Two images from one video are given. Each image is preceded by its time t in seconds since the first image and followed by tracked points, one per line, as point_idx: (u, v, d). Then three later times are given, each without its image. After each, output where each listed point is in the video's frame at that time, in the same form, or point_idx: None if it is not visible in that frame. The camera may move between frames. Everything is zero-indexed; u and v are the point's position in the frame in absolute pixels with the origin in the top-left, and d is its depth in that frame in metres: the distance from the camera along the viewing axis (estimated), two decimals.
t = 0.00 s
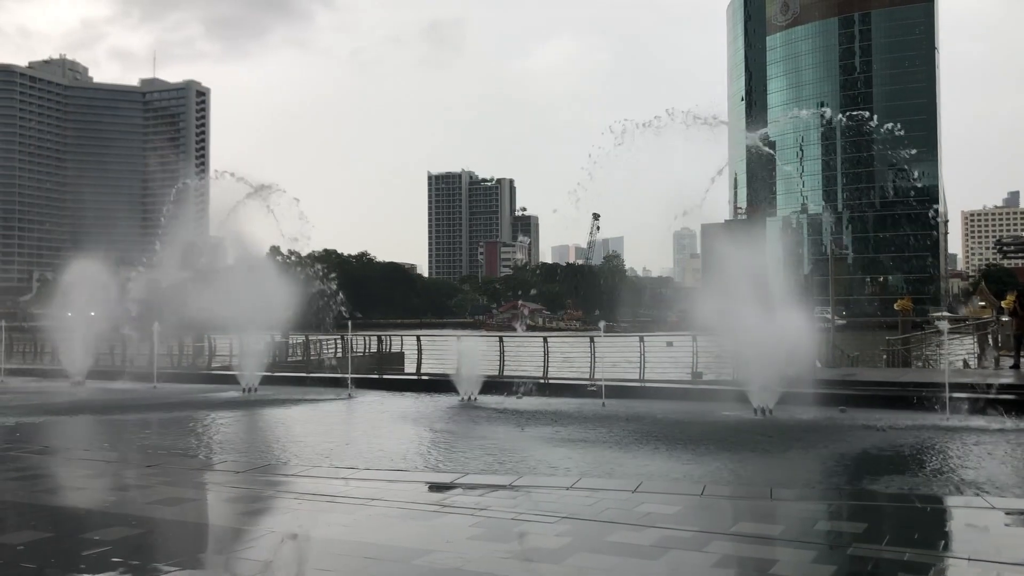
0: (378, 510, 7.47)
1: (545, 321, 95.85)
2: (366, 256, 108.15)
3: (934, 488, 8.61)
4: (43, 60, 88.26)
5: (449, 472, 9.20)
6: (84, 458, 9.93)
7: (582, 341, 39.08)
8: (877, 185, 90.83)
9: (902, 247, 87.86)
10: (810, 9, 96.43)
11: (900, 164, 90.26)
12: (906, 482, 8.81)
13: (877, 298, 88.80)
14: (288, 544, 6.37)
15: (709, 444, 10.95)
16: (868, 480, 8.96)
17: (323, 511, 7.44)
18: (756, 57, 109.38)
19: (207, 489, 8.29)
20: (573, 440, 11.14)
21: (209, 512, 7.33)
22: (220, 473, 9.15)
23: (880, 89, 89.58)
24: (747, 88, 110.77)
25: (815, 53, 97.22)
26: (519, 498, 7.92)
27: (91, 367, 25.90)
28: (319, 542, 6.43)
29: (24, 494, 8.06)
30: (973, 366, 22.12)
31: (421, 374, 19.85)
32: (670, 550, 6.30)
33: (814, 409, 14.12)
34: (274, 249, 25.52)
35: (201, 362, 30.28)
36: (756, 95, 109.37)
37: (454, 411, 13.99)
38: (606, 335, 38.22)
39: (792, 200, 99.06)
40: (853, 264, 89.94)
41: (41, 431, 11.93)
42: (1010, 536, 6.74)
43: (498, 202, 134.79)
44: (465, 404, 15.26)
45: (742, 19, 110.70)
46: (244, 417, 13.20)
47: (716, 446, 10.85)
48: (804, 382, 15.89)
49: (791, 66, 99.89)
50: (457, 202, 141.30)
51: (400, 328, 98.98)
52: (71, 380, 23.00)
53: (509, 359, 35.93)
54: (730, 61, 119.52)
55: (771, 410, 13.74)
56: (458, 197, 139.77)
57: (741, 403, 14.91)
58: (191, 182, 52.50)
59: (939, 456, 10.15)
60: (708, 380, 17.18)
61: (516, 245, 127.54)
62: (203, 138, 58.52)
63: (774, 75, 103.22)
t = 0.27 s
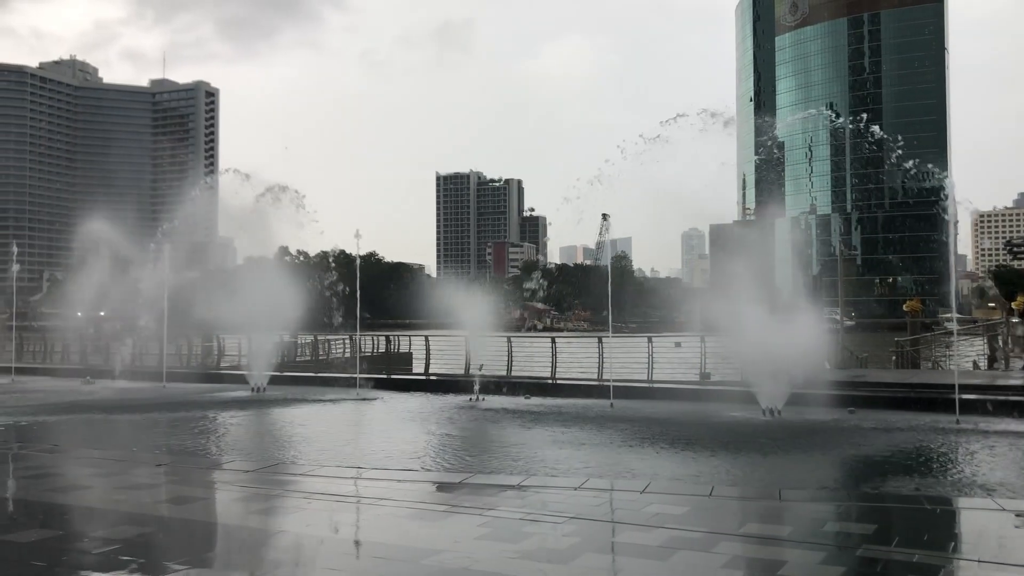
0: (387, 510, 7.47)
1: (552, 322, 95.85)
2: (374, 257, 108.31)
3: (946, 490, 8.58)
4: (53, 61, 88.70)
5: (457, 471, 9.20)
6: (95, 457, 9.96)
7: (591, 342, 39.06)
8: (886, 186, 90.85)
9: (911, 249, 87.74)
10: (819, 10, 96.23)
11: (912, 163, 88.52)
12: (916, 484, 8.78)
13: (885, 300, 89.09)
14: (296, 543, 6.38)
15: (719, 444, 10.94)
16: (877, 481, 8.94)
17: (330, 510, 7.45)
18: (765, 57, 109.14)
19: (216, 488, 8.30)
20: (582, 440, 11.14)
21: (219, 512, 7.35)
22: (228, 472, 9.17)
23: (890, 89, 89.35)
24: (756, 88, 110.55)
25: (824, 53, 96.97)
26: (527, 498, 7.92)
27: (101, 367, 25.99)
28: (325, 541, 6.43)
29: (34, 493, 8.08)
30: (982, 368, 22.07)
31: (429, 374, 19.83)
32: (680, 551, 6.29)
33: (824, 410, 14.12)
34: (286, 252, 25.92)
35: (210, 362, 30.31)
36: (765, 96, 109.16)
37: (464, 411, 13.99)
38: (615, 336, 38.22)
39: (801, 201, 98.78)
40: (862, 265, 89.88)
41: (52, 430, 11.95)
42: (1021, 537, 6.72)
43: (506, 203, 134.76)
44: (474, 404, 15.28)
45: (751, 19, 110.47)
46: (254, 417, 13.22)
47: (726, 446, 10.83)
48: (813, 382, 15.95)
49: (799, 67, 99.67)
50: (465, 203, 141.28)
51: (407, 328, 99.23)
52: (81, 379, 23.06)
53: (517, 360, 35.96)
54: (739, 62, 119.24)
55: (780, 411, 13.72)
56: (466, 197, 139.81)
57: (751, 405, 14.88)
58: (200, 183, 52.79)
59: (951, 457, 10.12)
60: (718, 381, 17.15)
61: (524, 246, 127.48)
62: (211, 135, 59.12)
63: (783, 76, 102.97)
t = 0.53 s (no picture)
0: (397, 509, 7.45)
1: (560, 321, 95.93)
2: (382, 256, 108.37)
3: (956, 489, 8.55)
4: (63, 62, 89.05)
5: (466, 471, 9.20)
6: (104, 456, 9.98)
7: (599, 342, 39.04)
8: (895, 183, 90.68)
9: (920, 247, 87.44)
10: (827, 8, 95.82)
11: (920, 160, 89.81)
12: (926, 483, 8.76)
13: (895, 298, 88.33)
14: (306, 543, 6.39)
15: (728, 445, 10.89)
16: (889, 480, 8.91)
17: (341, 510, 7.45)
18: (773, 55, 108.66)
19: (224, 488, 8.30)
20: (592, 440, 11.09)
21: (228, 511, 7.36)
22: (236, 472, 9.17)
23: (899, 87, 88.96)
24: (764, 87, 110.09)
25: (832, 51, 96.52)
26: (536, 498, 7.91)
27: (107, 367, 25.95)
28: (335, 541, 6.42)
29: (47, 491, 8.11)
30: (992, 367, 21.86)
31: (436, 374, 19.78)
32: (690, 550, 6.29)
33: (834, 410, 14.03)
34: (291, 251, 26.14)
35: (217, 362, 30.31)
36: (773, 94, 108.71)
37: (473, 411, 13.97)
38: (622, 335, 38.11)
39: (809, 199, 98.33)
40: (871, 263, 89.31)
41: (61, 430, 11.97)
42: None
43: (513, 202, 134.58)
44: (482, 403, 15.22)
45: (759, 17, 110.04)
46: (260, 417, 13.19)
47: (736, 446, 10.78)
48: (823, 383, 15.77)
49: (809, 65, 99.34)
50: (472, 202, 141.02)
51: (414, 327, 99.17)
52: (89, 378, 23.11)
53: (524, 360, 35.93)
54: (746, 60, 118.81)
55: (787, 410, 13.64)
56: (473, 197, 139.60)
57: (759, 404, 14.79)
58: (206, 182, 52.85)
59: (962, 457, 10.07)
60: (725, 380, 17.06)
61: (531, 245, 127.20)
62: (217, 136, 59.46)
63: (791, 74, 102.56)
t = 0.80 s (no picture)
0: (407, 507, 7.47)
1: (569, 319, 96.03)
2: (391, 254, 108.65)
3: (968, 487, 8.52)
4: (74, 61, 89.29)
5: (475, 469, 9.21)
6: (116, 454, 10.04)
7: (608, 341, 39.05)
8: (905, 180, 89.12)
9: (930, 244, 86.92)
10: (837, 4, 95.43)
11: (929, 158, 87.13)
12: (938, 481, 8.73)
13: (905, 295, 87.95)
14: (315, 540, 6.41)
15: (740, 442, 10.88)
16: (900, 478, 8.89)
17: (352, 507, 7.48)
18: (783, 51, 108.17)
19: (237, 485, 8.35)
20: (603, 439, 11.09)
21: (241, 509, 7.40)
22: (250, 469, 9.22)
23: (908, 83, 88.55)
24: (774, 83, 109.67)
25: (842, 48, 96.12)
26: (547, 495, 7.93)
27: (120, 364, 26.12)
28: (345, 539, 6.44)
29: (59, 489, 8.16)
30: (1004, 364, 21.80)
31: (446, 372, 19.82)
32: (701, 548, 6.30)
33: (846, 407, 14.00)
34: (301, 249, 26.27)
35: (226, 359, 30.40)
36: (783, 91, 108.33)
37: (483, 409, 13.99)
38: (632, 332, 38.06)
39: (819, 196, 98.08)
40: (881, 261, 89.63)
41: (73, 427, 12.03)
42: None
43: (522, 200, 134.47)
44: (493, 401, 15.24)
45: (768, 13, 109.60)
46: (273, 415, 13.24)
47: (748, 444, 10.77)
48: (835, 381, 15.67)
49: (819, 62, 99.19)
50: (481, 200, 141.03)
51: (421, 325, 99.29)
52: (102, 376, 23.26)
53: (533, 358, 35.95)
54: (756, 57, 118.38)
55: (797, 408, 13.62)
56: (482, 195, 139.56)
57: (770, 402, 14.74)
58: (216, 180, 53.02)
59: (974, 455, 10.03)
60: (735, 378, 17.04)
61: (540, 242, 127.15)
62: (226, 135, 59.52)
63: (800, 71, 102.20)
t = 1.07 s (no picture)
0: (416, 501, 7.47)
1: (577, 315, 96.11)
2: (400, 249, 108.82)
3: (980, 483, 8.49)
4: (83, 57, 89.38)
5: (484, 464, 9.21)
6: (126, 449, 10.07)
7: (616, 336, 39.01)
8: (915, 175, 89.31)
9: (940, 240, 86.52)
10: None
11: (939, 155, 88.55)
12: (950, 476, 8.68)
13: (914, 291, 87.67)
14: (324, 533, 6.43)
15: (749, 437, 10.86)
16: (908, 474, 8.88)
17: (360, 501, 7.49)
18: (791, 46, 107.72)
19: (243, 479, 8.35)
20: (612, 433, 11.09)
21: (251, 502, 7.43)
22: (258, 463, 9.24)
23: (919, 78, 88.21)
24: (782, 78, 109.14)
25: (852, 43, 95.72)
26: (557, 489, 7.94)
27: (130, 359, 26.18)
28: (354, 533, 6.45)
29: (69, 482, 8.20)
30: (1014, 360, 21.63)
31: (455, 367, 19.85)
32: (710, 542, 6.29)
33: (856, 403, 13.94)
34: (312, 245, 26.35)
35: (235, 354, 30.47)
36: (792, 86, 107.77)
37: (490, 403, 14.00)
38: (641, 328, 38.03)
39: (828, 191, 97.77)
40: (891, 256, 89.52)
41: (83, 421, 12.08)
42: None
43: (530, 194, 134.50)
44: (501, 397, 15.26)
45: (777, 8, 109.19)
46: (280, 409, 13.24)
47: (757, 439, 10.74)
48: (847, 377, 15.56)
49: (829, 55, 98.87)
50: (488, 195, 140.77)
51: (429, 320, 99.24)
52: (113, 371, 23.34)
53: (542, 352, 35.99)
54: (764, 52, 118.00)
55: (806, 403, 13.61)
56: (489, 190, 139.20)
57: (778, 397, 14.73)
58: (225, 176, 53.00)
59: (984, 451, 9.97)
60: (744, 374, 17.04)
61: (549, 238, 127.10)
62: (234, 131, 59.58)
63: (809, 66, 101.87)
